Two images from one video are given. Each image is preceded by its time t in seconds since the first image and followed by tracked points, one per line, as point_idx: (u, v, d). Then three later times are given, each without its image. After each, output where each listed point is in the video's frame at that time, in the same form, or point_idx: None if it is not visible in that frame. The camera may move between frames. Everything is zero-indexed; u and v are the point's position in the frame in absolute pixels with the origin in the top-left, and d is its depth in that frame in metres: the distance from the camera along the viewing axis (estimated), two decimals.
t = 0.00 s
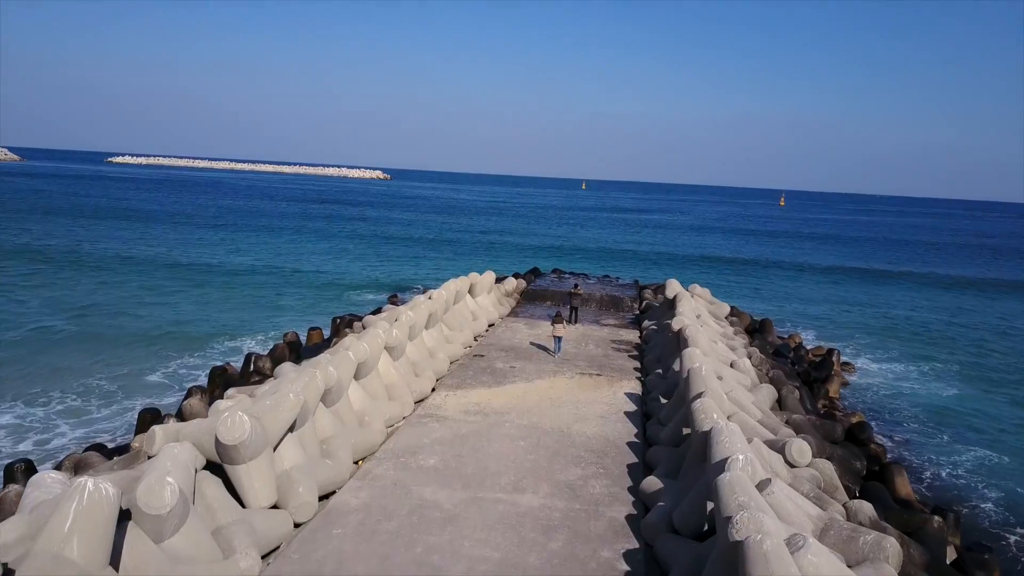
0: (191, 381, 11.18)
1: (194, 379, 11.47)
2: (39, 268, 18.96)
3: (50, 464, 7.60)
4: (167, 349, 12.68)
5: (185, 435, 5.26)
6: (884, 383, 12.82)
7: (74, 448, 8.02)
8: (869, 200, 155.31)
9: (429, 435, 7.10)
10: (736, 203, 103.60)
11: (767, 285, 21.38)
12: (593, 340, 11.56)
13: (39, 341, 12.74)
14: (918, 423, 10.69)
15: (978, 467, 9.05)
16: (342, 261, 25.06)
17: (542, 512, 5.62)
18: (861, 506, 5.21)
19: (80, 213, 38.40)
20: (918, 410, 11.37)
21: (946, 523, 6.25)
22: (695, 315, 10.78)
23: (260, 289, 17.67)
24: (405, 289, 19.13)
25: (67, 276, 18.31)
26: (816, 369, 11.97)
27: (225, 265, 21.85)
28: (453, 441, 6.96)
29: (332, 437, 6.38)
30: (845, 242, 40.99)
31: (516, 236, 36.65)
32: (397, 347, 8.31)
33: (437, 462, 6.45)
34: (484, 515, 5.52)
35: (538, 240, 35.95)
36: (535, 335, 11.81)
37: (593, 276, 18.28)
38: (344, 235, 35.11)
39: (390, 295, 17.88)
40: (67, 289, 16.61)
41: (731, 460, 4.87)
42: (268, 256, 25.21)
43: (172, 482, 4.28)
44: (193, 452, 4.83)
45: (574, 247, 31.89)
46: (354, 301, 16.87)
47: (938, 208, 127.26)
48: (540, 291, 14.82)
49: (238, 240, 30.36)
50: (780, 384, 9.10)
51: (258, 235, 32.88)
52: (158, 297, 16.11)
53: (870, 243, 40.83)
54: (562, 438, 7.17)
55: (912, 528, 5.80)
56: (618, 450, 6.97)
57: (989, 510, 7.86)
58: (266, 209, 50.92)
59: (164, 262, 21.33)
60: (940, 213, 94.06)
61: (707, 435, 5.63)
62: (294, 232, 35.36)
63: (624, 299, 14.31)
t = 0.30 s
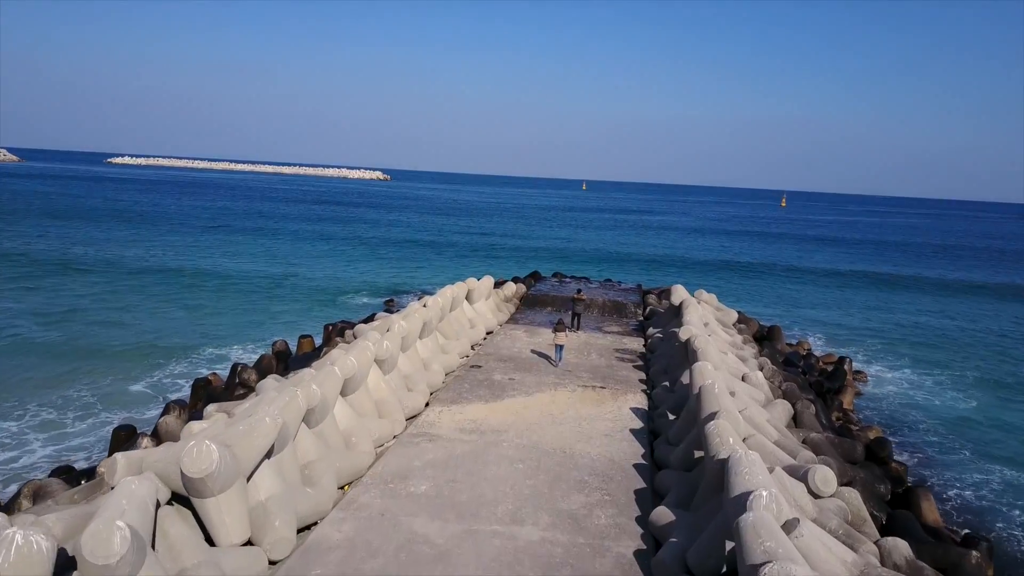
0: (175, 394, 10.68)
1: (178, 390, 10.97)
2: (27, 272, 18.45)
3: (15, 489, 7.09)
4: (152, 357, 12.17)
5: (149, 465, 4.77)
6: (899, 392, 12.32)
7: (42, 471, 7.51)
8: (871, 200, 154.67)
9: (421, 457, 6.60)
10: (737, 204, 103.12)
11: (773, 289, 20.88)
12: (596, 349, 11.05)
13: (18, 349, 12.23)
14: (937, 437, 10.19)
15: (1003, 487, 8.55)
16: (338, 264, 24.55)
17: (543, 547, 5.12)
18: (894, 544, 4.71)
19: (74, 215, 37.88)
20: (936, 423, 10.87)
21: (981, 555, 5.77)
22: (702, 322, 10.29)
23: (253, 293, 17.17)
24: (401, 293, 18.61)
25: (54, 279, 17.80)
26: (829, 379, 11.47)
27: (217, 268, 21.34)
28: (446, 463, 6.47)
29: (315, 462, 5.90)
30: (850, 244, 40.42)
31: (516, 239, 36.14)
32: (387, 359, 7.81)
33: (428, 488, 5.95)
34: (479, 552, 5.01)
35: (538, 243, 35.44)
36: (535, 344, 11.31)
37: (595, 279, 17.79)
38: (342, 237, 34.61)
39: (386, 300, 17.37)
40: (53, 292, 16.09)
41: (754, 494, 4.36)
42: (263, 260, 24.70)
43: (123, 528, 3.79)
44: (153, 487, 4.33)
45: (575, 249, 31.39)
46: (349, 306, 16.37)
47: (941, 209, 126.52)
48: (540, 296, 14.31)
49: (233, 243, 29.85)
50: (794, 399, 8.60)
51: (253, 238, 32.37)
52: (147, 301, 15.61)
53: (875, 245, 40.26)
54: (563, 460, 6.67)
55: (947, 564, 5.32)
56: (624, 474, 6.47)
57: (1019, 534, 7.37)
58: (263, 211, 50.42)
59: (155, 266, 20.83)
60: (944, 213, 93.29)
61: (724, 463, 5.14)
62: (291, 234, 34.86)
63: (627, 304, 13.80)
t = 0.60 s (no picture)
0: (157, 408, 10.18)
1: (160, 403, 10.46)
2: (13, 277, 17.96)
3: None
4: (135, 366, 11.67)
5: (106, 500, 4.28)
6: (915, 402, 11.82)
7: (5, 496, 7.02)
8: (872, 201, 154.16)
9: (411, 483, 6.09)
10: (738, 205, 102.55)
11: (779, 294, 20.36)
12: (599, 358, 10.54)
13: None
14: (958, 452, 9.70)
15: None
16: (333, 268, 24.04)
17: None
18: None
19: (67, 217, 37.36)
20: (956, 437, 10.37)
21: None
22: (710, 331, 9.80)
23: (245, 299, 16.66)
24: (398, 298, 18.08)
25: (41, 283, 17.31)
26: (843, 389, 10.97)
27: (210, 273, 20.83)
28: (439, 490, 5.96)
29: (295, 489, 5.41)
30: (855, 247, 39.87)
31: (516, 242, 35.62)
32: (377, 374, 7.31)
33: (418, 519, 5.45)
34: None
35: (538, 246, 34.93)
36: (535, 353, 10.80)
37: (597, 283, 17.28)
38: (340, 240, 34.13)
39: (382, 305, 16.86)
40: (37, 297, 15.57)
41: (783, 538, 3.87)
42: (257, 264, 24.19)
43: None
44: (102, 530, 3.84)
45: (575, 253, 30.88)
46: (343, 313, 15.86)
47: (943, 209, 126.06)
48: (541, 301, 13.80)
49: (227, 246, 29.35)
50: (811, 414, 8.10)
51: (249, 241, 31.86)
52: (134, 307, 15.11)
53: (881, 248, 39.73)
54: (566, 486, 6.16)
55: None
56: (632, 501, 5.97)
57: None
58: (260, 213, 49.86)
59: (145, 270, 20.33)
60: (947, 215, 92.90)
61: (746, 495, 4.63)
62: (287, 237, 34.37)
63: (631, 311, 13.29)
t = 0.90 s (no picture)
0: (138, 421, 9.67)
1: (142, 415, 9.95)
2: None
3: None
4: (119, 376, 11.16)
5: (50, 546, 3.77)
6: (933, 413, 11.32)
7: None
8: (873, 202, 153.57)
9: (402, 512, 5.58)
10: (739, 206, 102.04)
11: (786, 298, 19.85)
12: (603, 368, 10.03)
13: None
14: (984, 468, 9.19)
15: None
16: (330, 272, 23.53)
17: None
18: None
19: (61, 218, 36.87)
20: (979, 450, 9.86)
21: None
22: (721, 340, 9.28)
23: (237, 304, 16.16)
24: (396, 303, 17.57)
25: (27, 288, 16.81)
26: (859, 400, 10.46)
27: (203, 277, 20.33)
28: (433, 521, 5.46)
29: (273, 523, 4.91)
30: (860, 249, 39.37)
31: (516, 244, 35.12)
32: (367, 390, 6.80)
33: (408, 557, 4.94)
34: None
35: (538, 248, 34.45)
36: (536, 362, 10.29)
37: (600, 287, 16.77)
38: (338, 242, 33.64)
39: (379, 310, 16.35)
40: (22, 303, 15.08)
41: None
42: (252, 267, 23.69)
43: None
44: None
45: (577, 255, 30.40)
46: (338, 319, 15.35)
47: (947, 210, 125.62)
48: (542, 306, 13.29)
49: (223, 249, 28.85)
50: (831, 432, 7.58)
51: (246, 244, 31.36)
52: (121, 313, 14.62)
53: (886, 250, 39.22)
54: (570, 516, 5.65)
55: None
56: (643, 534, 5.45)
57: None
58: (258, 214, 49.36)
59: (137, 274, 19.83)
60: (951, 216, 92.42)
61: (775, 536, 4.13)
62: (284, 239, 33.88)
63: (636, 316, 12.77)
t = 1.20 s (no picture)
0: (117, 437, 9.14)
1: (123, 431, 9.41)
2: None
3: None
4: (100, 388, 10.63)
5: None
6: (954, 424, 10.80)
7: None
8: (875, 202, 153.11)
9: (392, 549, 5.07)
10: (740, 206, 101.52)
11: (794, 302, 19.33)
12: (609, 380, 9.49)
13: None
14: (1013, 486, 8.66)
15: None
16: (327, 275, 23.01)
17: None
18: None
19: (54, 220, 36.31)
20: (1006, 465, 9.34)
21: None
22: (735, 351, 8.76)
23: (228, 311, 15.63)
24: (393, 308, 17.03)
25: (13, 294, 16.29)
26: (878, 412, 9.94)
27: (195, 281, 19.80)
28: (426, 559, 4.94)
29: (247, 566, 4.40)
30: (866, 251, 38.81)
31: (516, 247, 34.60)
32: (355, 410, 6.27)
33: None
34: None
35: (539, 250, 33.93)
36: (538, 373, 9.76)
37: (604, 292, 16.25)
38: (335, 245, 33.14)
39: (375, 316, 15.83)
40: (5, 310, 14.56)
41: None
42: (246, 271, 23.17)
43: None
44: None
45: (577, 258, 29.90)
46: (333, 326, 14.81)
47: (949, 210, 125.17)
48: (543, 313, 12.77)
49: (218, 252, 28.33)
50: (855, 452, 7.06)
51: (241, 246, 30.83)
52: (107, 321, 14.09)
53: (892, 252, 38.66)
54: (577, 552, 5.13)
55: None
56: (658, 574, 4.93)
57: None
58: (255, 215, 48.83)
59: (127, 279, 19.31)
60: (954, 216, 91.88)
61: None
62: (281, 242, 33.37)
63: (641, 323, 12.25)
